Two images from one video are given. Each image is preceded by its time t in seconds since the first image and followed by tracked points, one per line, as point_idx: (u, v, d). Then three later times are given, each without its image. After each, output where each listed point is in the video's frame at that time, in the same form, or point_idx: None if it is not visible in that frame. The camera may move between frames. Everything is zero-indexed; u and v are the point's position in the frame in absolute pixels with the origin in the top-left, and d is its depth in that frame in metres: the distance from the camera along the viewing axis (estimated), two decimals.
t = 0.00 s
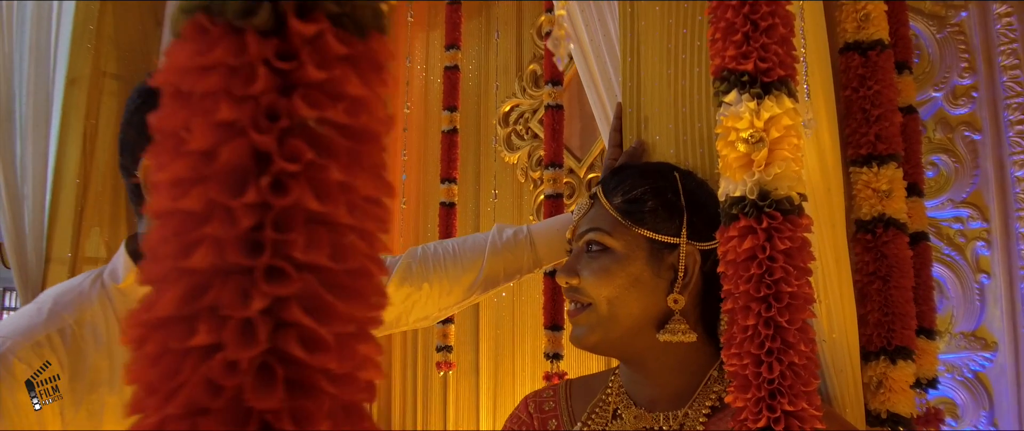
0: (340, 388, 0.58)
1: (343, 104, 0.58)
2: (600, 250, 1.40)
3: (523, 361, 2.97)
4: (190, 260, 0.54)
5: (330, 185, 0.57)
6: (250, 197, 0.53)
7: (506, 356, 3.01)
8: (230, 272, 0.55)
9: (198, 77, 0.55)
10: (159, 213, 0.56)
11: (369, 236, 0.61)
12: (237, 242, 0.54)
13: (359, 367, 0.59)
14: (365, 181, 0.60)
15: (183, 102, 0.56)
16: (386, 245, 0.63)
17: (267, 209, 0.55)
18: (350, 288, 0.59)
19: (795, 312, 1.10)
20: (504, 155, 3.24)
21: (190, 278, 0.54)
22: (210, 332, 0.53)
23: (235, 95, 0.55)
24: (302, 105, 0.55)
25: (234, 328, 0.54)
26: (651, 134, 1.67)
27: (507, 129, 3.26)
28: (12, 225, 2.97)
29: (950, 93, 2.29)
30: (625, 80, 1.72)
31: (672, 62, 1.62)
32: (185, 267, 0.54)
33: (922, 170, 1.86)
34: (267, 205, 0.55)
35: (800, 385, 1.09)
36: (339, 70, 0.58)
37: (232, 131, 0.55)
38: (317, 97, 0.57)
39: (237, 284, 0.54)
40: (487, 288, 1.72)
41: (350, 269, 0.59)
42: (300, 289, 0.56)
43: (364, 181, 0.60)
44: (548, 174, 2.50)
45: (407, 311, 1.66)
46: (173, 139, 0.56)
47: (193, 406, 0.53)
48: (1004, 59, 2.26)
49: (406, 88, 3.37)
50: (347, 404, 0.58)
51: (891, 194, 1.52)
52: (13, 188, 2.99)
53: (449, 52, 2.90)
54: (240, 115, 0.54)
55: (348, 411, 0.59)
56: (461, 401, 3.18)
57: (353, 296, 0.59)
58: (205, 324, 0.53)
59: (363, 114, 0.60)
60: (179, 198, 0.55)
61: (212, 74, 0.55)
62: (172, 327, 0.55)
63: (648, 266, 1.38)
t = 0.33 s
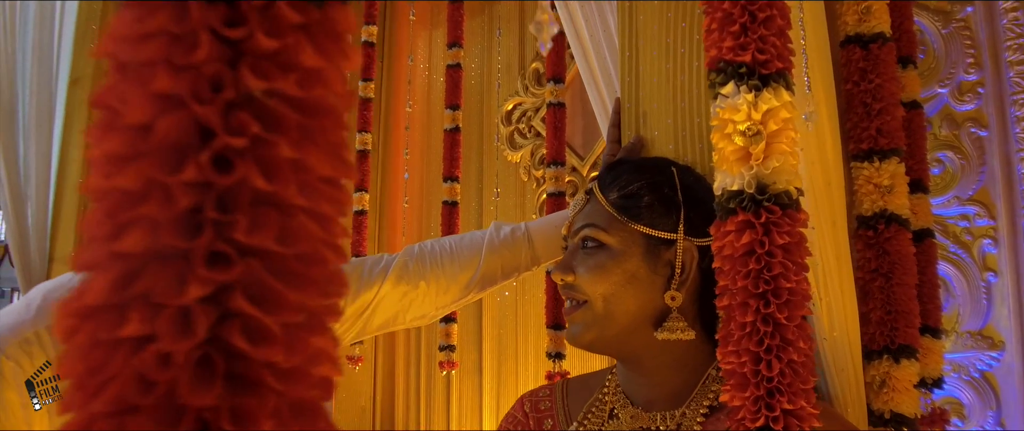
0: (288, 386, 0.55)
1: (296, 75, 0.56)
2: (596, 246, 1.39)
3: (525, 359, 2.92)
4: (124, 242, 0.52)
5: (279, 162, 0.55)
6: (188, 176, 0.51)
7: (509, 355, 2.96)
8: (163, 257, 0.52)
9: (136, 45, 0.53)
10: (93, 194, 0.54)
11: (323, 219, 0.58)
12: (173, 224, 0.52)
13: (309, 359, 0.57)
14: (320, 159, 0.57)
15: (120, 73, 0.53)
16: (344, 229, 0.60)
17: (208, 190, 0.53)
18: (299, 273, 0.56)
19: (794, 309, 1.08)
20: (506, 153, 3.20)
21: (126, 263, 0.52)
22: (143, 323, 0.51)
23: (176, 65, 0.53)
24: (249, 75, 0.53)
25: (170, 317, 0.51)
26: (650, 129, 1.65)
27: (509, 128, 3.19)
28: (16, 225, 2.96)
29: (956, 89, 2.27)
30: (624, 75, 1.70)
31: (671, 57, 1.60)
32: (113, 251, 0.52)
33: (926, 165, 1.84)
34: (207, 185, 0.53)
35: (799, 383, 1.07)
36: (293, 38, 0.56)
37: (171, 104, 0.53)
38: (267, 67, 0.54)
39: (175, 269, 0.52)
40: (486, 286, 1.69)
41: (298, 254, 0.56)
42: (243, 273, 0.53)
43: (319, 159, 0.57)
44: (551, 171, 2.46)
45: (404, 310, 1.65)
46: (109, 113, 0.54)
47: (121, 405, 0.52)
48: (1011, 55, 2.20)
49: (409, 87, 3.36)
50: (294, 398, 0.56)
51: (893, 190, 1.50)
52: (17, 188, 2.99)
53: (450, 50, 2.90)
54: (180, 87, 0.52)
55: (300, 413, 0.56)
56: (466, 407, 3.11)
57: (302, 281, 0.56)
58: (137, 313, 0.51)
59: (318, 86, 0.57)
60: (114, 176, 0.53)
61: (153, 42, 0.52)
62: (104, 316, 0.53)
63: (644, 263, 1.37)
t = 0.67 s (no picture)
0: (238, 383, 0.50)
1: (246, 43, 0.51)
2: (597, 242, 1.37)
3: (533, 359, 2.87)
4: (50, 225, 0.46)
5: (228, 138, 0.49)
6: (122, 149, 0.46)
7: (516, 356, 2.92)
8: (97, 241, 0.47)
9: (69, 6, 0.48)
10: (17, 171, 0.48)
11: (280, 203, 0.53)
12: (105, 204, 0.46)
13: (263, 356, 0.51)
14: (274, 134, 0.52)
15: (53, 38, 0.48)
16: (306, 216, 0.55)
17: (146, 167, 0.47)
18: (252, 262, 0.51)
19: (799, 306, 1.07)
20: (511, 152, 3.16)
21: (52, 248, 0.47)
22: (68, 314, 0.46)
23: (111, 30, 0.47)
24: (194, 42, 0.48)
25: (102, 307, 0.46)
26: (653, 125, 1.65)
27: (514, 127, 3.14)
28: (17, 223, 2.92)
29: (965, 85, 2.22)
30: (626, 69, 1.67)
31: (675, 52, 1.54)
32: (44, 234, 0.47)
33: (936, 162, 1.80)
34: (146, 163, 0.47)
35: (804, 381, 1.05)
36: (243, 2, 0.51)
37: (107, 74, 0.47)
38: (213, 34, 0.49)
39: (107, 255, 0.46)
40: (486, 285, 1.67)
41: (249, 238, 0.51)
42: (183, 258, 0.48)
43: (273, 134, 0.52)
44: (556, 170, 2.39)
45: (403, 310, 1.60)
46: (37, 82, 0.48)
47: (50, 403, 0.46)
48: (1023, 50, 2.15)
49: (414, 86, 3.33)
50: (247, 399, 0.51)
51: (903, 185, 1.46)
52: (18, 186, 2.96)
53: (455, 48, 2.87)
54: (116, 54, 0.46)
55: (248, 412, 0.51)
56: (472, 407, 3.09)
57: (250, 271, 0.51)
58: (61, 304, 0.46)
59: (272, 58, 0.52)
60: (40, 152, 0.47)
61: (88, 3, 0.48)
62: (25, 306, 0.47)
63: (647, 259, 1.35)
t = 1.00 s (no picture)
0: (200, 395, 0.48)
1: (213, 21, 0.49)
2: (604, 243, 1.35)
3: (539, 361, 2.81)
4: None
5: (191, 124, 0.48)
6: (73, 135, 0.44)
7: (523, 356, 2.88)
8: (48, 236, 0.46)
9: None
10: None
11: (248, 196, 0.51)
12: (56, 194, 0.45)
13: (227, 363, 0.50)
14: (244, 119, 0.50)
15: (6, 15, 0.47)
16: (278, 210, 0.53)
17: (102, 155, 0.46)
18: (216, 259, 0.49)
19: (809, 308, 1.04)
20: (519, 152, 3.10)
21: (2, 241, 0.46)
22: (14, 316, 0.45)
23: (65, 5, 0.46)
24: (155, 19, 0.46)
25: (48, 309, 0.45)
26: (659, 123, 1.63)
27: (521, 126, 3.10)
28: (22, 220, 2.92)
29: (977, 83, 2.19)
30: (632, 66, 1.64)
31: (682, 48, 1.52)
32: None
33: (948, 160, 1.76)
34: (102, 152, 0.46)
35: (816, 385, 1.03)
36: None
37: (59, 53, 0.46)
38: (177, 9, 0.47)
39: (58, 249, 0.45)
40: (491, 286, 1.65)
41: (213, 233, 0.48)
42: (141, 252, 0.46)
43: (244, 122, 0.50)
44: (562, 169, 2.36)
45: (407, 309, 1.57)
46: None
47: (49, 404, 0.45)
48: None
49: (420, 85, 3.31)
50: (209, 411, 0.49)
51: (915, 183, 1.43)
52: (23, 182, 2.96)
53: (461, 47, 2.85)
54: (68, 32, 0.45)
55: (214, 425, 0.49)
56: (478, 407, 3.03)
57: (214, 269, 0.49)
58: (8, 304, 0.45)
59: (241, 36, 0.50)
60: None
61: None
62: None
63: (654, 259, 1.33)
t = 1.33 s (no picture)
0: (136, 405, 0.43)
1: None
2: (617, 242, 1.32)
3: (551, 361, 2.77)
4: None
5: (130, 112, 0.42)
6: None
7: (536, 356, 2.84)
8: None
9: None
10: None
11: (196, 192, 0.45)
12: None
13: (171, 371, 0.44)
14: (191, 109, 0.45)
15: None
16: (233, 207, 0.47)
17: (30, 146, 0.41)
18: (157, 261, 0.43)
19: (826, 309, 1.01)
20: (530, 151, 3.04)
21: None
22: None
23: None
24: None
25: None
26: (673, 120, 1.61)
27: (533, 126, 3.04)
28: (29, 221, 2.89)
29: (997, 79, 2.12)
30: (643, 63, 1.61)
31: (694, 43, 1.48)
32: None
33: (970, 156, 1.72)
34: (30, 145, 0.41)
35: (831, 390, 1.00)
36: None
37: None
38: None
39: None
40: (501, 286, 1.63)
41: (153, 233, 0.43)
42: (73, 252, 0.41)
43: (191, 111, 0.45)
44: (574, 168, 2.32)
45: (416, 311, 1.56)
46: None
47: (50, 402, 0.42)
48: None
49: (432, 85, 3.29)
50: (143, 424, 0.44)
51: (934, 181, 1.40)
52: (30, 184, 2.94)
53: (472, 46, 2.83)
54: None
55: None
56: (490, 405, 3.02)
57: (153, 271, 0.43)
58: None
59: (189, 17, 0.45)
60: None
61: None
62: None
63: (667, 259, 1.30)
